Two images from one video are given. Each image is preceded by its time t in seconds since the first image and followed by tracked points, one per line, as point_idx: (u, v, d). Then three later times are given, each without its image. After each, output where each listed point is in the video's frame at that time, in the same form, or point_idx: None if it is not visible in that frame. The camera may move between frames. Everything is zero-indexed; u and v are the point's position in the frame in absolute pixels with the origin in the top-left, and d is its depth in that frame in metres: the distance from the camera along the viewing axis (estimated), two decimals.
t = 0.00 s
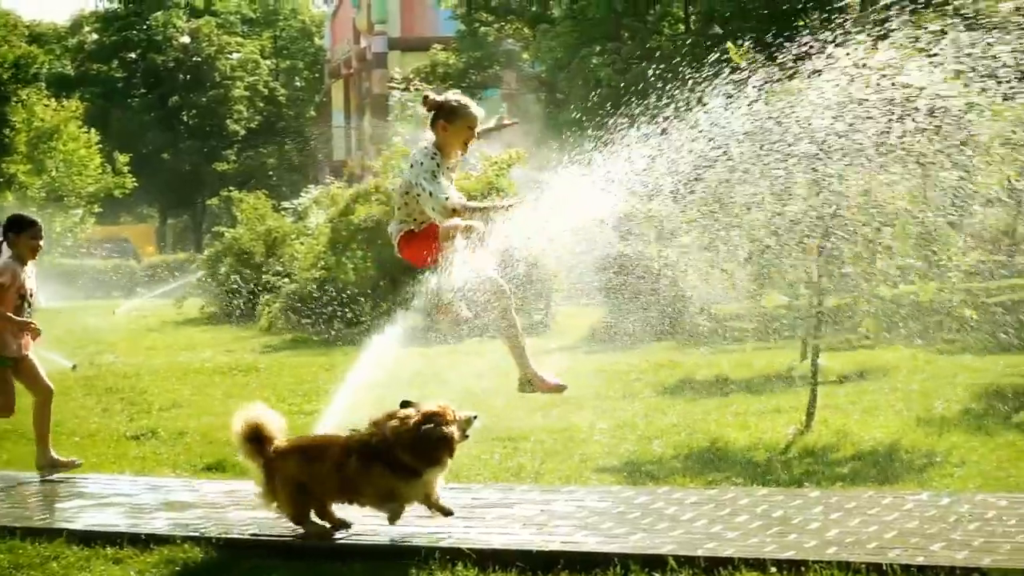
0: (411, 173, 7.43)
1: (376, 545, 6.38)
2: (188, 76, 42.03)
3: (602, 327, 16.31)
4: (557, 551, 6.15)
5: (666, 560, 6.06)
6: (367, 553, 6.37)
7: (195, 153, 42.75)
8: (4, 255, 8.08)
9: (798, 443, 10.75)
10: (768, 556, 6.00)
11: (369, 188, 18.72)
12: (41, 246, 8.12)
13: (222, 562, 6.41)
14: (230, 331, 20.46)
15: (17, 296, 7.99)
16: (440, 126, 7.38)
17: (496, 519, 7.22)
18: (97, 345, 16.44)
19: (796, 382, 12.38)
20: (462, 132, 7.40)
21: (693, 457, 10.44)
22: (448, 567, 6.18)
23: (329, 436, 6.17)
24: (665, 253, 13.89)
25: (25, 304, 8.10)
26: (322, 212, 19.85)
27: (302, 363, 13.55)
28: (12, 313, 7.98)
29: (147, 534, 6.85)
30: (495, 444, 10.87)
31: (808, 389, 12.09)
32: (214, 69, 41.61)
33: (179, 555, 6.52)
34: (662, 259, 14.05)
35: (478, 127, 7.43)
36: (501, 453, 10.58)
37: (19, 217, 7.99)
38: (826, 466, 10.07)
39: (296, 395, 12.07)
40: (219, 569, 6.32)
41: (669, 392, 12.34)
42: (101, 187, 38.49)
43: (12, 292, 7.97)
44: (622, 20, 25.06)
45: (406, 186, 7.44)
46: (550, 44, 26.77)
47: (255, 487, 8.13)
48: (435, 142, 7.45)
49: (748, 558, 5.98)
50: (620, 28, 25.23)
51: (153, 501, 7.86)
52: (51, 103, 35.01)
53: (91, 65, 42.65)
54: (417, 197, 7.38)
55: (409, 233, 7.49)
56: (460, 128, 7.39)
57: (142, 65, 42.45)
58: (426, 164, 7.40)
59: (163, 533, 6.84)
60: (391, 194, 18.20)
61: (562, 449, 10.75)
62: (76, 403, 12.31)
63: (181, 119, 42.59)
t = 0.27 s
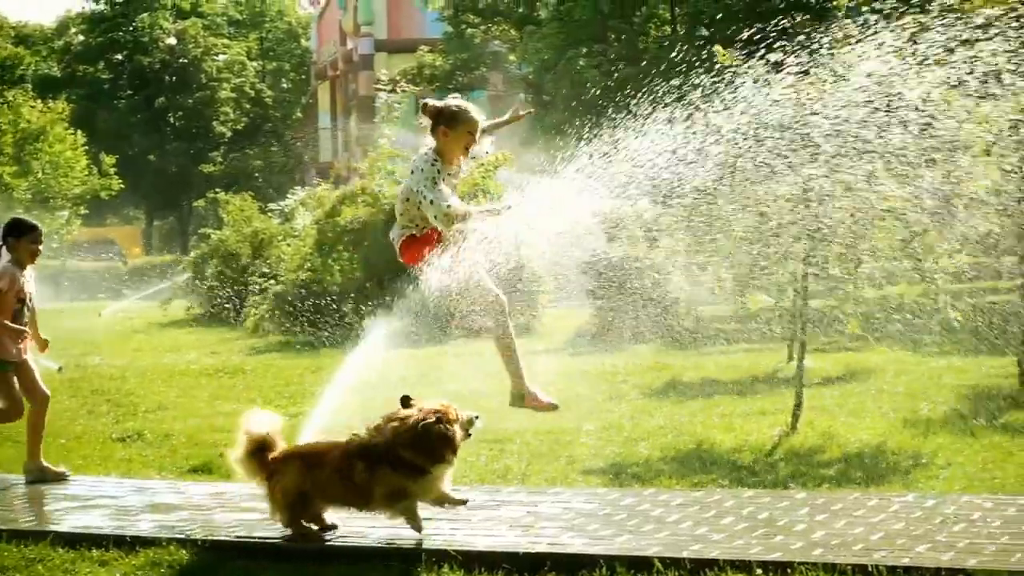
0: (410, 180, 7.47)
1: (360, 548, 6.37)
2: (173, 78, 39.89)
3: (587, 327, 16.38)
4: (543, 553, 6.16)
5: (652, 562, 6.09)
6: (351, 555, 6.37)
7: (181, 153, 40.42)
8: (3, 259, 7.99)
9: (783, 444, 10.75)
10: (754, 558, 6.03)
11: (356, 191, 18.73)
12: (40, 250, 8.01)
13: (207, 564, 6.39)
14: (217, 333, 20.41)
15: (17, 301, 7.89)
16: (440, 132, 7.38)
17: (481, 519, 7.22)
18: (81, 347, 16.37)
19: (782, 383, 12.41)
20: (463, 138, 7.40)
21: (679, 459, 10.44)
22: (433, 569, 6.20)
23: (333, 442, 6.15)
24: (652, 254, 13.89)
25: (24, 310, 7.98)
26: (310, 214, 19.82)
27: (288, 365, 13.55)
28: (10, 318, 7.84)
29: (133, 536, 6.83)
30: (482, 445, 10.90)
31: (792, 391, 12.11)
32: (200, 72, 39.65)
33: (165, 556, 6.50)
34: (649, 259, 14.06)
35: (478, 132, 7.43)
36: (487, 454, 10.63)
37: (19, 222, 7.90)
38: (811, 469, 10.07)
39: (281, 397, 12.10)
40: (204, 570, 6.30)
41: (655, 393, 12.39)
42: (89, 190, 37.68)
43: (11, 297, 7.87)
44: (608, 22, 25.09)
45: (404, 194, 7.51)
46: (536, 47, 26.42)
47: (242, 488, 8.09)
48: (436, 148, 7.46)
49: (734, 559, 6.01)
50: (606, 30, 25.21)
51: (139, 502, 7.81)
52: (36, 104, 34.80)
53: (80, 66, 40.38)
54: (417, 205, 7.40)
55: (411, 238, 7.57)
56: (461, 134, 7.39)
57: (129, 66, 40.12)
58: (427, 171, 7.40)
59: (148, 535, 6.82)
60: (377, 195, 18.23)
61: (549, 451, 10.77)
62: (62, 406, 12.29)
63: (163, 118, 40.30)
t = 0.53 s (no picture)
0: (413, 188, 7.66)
1: (343, 551, 6.36)
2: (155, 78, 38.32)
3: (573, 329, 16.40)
4: (525, 554, 6.13)
5: (635, 564, 6.06)
6: (335, 558, 6.35)
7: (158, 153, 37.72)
8: (3, 264, 8.23)
9: (767, 446, 10.76)
10: (736, 560, 6.01)
11: (339, 193, 18.73)
12: (39, 256, 8.25)
13: (189, 566, 6.36)
14: (202, 335, 20.36)
15: (15, 306, 8.12)
16: (441, 138, 7.56)
17: (465, 522, 7.14)
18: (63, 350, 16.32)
19: (765, 387, 12.42)
20: (463, 144, 7.58)
21: (663, 461, 10.43)
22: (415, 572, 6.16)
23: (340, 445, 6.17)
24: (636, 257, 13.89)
25: (21, 316, 8.20)
26: (294, 216, 19.80)
27: (272, 368, 13.54)
28: (8, 322, 8.07)
29: (116, 539, 6.81)
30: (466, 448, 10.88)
31: (777, 393, 12.12)
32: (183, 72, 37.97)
33: (146, 559, 6.49)
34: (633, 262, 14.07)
35: (478, 138, 7.61)
36: (471, 456, 10.65)
37: (19, 227, 8.16)
38: (793, 470, 10.06)
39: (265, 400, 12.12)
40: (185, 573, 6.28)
41: (640, 395, 12.39)
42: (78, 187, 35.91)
43: (8, 302, 8.10)
44: (592, 24, 24.02)
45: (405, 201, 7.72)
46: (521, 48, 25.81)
47: (224, 490, 8.02)
48: (436, 153, 7.62)
49: (716, 561, 5.99)
50: (589, 32, 24.12)
51: (122, 505, 7.75)
52: (20, 107, 34.66)
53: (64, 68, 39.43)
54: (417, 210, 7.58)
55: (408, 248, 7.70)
56: (461, 140, 7.57)
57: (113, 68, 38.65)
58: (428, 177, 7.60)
59: (131, 538, 6.80)
60: (361, 198, 18.28)
61: (533, 453, 10.77)
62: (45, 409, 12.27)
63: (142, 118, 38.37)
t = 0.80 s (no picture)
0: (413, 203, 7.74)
1: (327, 552, 6.35)
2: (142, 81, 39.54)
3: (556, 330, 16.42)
4: (508, 556, 6.12)
5: (618, 565, 6.06)
6: (321, 560, 6.36)
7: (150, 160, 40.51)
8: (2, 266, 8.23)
9: (751, 447, 10.78)
10: (719, 561, 6.02)
11: (323, 195, 18.81)
12: (37, 261, 8.24)
13: (171, 568, 6.34)
14: (185, 338, 20.33)
15: (10, 312, 8.11)
16: (441, 147, 7.48)
17: (451, 523, 7.13)
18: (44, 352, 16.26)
19: (749, 388, 12.43)
20: (464, 151, 7.49)
21: (646, 463, 10.45)
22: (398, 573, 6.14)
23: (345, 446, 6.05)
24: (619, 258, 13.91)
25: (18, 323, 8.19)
26: (277, 218, 19.81)
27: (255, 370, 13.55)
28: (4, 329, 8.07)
29: (98, 541, 6.78)
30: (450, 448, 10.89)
31: (760, 394, 12.15)
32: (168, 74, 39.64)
33: (128, 561, 6.47)
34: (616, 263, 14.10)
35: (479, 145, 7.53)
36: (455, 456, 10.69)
37: (17, 231, 8.14)
38: (778, 471, 10.07)
39: (248, 402, 12.15)
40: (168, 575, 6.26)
41: (624, 397, 12.41)
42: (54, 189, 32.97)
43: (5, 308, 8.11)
44: (575, 26, 23.59)
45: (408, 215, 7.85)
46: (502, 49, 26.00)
47: (207, 492, 7.99)
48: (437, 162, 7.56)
49: (699, 562, 6.00)
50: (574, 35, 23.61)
51: (104, 507, 7.73)
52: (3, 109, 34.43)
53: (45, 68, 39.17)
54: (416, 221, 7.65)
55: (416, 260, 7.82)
56: (462, 148, 7.49)
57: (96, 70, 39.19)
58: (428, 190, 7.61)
59: (113, 540, 6.77)
60: (345, 199, 18.40)
61: (517, 454, 10.78)
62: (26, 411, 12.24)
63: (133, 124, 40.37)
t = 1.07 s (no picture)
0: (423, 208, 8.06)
1: (313, 553, 6.34)
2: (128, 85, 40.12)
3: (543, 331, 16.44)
4: (496, 558, 6.11)
5: (605, 567, 6.06)
6: (309, 561, 6.35)
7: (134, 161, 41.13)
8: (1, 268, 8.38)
9: (737, 448, 10.81)
10: (705, 562, 6.03)
11: (310, 196, 18.92)
12: (36, 263, 8.39)
13: (155, 570, 6.33)
14: (172, 339, 20.32)
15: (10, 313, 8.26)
16: (441, 153, 7.69)
17: (439, 525, 7.12)
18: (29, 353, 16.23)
19: (734, 390, 12.46)
20: (464, 157, 7.70)
21: (632, 463, 10.48)
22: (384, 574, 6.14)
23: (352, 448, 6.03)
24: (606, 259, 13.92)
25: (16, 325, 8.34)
26: (264, 219, 19.84)
27: (242, 371, 13.56)
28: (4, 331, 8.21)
29: (83, 543, 6.76)
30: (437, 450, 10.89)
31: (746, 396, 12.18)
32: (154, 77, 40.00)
33: (113, 562, 6.46)
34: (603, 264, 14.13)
35: (479, 151, 7.74)
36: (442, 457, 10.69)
37: (19, 233, 8.27)
38: (763, 472, 10.09)
39: (235, 403, 12.17)
40: None
41: (611, 399, 12.42)
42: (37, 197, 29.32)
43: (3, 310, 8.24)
44: (563, 27, 22.68)
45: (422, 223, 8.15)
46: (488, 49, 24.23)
47: (195, 494, 7.94)
48: (438, 168, 7.78)
49: (685, 564, 6.00)
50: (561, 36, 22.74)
51: (91, 509, 7.66)
52: None
53: None
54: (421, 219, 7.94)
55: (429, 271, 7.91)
56: (461, 154, 7.69)
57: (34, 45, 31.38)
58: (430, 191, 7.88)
59: (98, 542, 6.75)
60: (332, 201, 18.51)
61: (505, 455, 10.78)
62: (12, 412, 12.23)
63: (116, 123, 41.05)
